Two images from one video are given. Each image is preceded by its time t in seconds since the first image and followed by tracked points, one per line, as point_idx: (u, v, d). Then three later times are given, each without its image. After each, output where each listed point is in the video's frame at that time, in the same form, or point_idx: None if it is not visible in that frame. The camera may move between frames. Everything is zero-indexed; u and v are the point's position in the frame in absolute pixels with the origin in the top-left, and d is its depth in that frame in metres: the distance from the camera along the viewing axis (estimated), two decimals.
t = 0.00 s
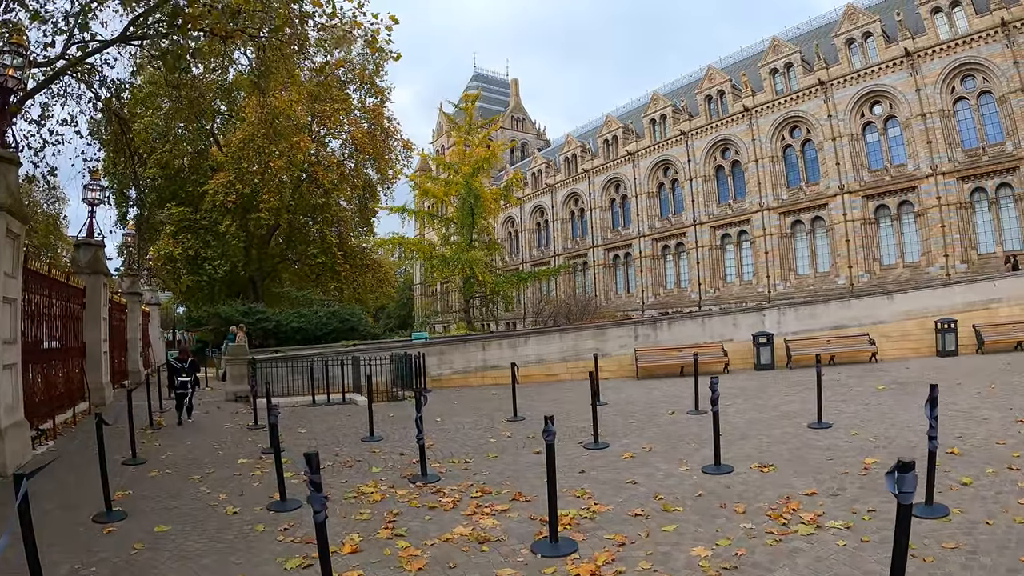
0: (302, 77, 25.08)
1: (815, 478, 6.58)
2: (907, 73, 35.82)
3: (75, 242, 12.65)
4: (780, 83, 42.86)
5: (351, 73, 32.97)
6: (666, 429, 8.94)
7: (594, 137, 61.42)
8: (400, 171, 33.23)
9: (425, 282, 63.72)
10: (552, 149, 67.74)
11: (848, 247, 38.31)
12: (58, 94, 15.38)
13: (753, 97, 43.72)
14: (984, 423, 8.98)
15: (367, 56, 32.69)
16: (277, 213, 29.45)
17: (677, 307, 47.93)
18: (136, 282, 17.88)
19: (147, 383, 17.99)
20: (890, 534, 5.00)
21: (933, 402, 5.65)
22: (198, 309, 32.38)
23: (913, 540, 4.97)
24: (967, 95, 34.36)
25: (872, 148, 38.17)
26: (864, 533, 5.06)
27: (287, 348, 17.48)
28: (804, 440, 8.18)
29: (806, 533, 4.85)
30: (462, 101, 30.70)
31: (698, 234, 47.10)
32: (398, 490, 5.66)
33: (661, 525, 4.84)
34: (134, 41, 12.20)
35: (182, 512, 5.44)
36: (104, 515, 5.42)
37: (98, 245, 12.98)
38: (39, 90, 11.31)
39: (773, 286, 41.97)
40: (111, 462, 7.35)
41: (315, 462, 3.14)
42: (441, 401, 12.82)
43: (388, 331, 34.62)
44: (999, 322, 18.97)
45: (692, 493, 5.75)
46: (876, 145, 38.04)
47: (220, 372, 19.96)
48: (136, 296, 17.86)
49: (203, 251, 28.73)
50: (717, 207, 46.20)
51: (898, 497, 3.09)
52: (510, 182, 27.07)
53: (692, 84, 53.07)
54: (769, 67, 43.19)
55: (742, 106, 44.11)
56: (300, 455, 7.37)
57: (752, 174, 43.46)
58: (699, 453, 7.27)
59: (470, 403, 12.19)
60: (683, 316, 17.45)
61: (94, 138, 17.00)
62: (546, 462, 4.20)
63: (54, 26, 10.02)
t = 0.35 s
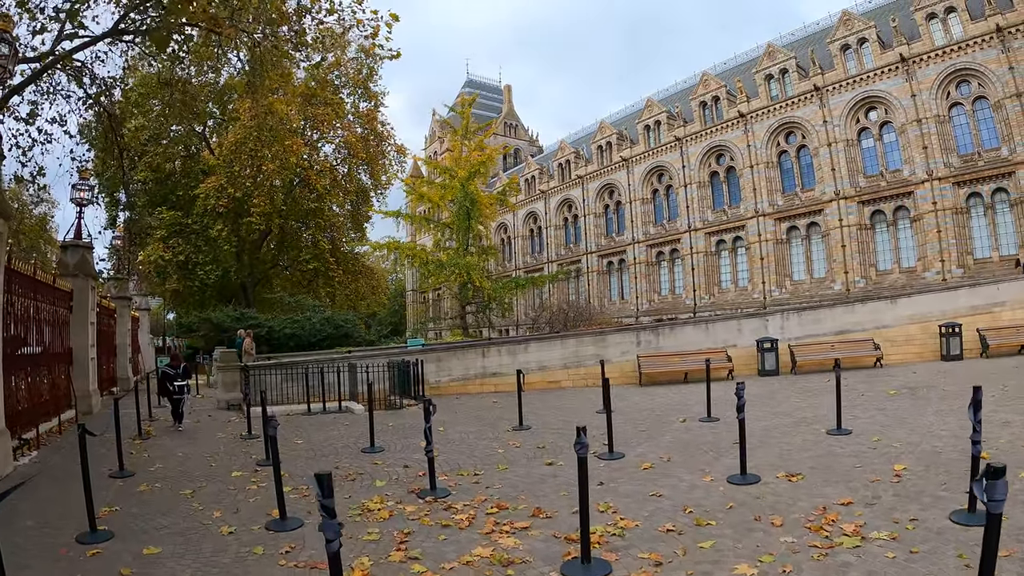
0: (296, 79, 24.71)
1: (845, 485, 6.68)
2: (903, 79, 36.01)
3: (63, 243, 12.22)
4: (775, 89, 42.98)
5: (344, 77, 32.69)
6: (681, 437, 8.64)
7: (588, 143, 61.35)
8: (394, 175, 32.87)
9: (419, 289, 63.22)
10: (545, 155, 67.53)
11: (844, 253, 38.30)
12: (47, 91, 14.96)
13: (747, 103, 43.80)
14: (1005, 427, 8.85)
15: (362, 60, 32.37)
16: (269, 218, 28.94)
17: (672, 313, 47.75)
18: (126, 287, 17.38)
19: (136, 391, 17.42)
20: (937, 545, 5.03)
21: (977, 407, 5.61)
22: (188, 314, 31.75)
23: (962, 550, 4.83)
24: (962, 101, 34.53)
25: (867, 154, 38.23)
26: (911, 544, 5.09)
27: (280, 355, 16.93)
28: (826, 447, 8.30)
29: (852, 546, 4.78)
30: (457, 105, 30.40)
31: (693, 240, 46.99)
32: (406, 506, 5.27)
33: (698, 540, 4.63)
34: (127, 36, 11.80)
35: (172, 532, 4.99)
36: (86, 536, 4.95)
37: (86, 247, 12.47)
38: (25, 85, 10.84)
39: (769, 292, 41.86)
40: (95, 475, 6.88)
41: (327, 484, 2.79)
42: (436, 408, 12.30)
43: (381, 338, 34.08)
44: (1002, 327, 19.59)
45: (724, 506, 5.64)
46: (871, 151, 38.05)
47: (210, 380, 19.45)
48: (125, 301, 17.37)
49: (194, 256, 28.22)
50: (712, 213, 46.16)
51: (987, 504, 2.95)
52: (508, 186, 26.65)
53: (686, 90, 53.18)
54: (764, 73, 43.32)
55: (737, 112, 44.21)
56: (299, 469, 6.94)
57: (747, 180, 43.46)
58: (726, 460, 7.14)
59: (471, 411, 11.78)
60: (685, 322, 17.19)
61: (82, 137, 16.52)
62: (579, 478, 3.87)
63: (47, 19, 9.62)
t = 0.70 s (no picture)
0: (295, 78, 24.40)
1: (883, 493, 6.48)
2: (904, 81, 35.88)
3: (56, 243, 11.80)
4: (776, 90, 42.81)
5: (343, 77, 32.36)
6: (701, 446, 8.36)
7: (587, 145, 61.11)
8: (393, 177, 32.53)
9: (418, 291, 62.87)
10: (545, 156, 67.21)
11: (846, 255, 38.08)
12: (43, 87, 14.63)
13: (748, 105, 43.65)
14: None
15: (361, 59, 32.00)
16: (267, 219, 28.57)
17: (672, 316, 47.46)
18: (121, 289, 17.02)
19: (133, 395, 17.01)
20: (992, 553, 4.76)
21: None
22: (184, 317, 31.31)
23: (1017, 556, 4.63)
24: (964, 102, 34.38)
25: (869, 155, 38.04)
26: (963, 553, 4.83)
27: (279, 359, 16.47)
28: (855, 455, 8.19)
29: (905, 558, 4.65)
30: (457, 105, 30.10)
31: (693, 243, 46.75)
32: (422, 522, 4.93)
33: (741, 555, 4.58)
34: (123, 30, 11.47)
35: (171, 552, 4.62)
36: (77, 555, 4.56)
37: (80, 247, 12.11)
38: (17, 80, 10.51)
39: (770, 294, 41.64)
40: (88, 486, 6.49)
41: (351, 509, 2.74)
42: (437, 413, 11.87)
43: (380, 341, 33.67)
44: (1013, 329, 19.64)
45: (762, 517, 5.55)
46: (873, 152, 37.89)
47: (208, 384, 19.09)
48: (121, 303, 17.07)
49: (191, 257, 27.77)
50: (713, 215, 45.94)
51: None
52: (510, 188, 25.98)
53: (686, 92, 53.03)
54: (764, 75, 43.19)
55: (738, 114, 44.04)
56: (307, 479, 6.55)
57: (748, 182, 43.26)
58: (754, 469, 7.06)
59: (478, 416, 11.42)
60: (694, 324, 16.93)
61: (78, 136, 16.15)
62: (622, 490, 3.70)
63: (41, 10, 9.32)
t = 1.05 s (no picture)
0: (295, 76, 24.03)
1: (924, 499, 6.46)
2: (907, 81, 35.63)
3: (49, 240, 11.19)
4: (778, 91, 42.60)
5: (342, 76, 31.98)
6: (723, 453, 8.17)
7: (587, 146, 60.84)
8: (393, 177, 32.11)
9: (416, 293, 62.37)
10: (545, 158, 66.88)
11: (849, 256, 37.80)
12: (37, 82, 14.23)
13: (750, 105, 43.44)
14: None
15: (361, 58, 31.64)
16: (265, 220, 28.13)
17: (673, 318, 47.10)
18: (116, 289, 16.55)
19: (129, 397, 16.59)
20: None
21: None
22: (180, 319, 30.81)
23: None
24: (967, 103, 34.11)
25: (872, 156, 37.87)
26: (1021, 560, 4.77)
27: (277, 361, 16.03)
28: (888, 458, 8.23)
29: (965, 567, 4.58)
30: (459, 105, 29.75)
31: (694, 244, 46.43)
32: (441, 538, 4.62)
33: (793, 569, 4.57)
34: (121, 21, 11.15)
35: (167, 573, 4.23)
36: None
37: (75, 245, 11.54)
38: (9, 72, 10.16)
39: (772, 296, 41.34)
40: (76, 497, 6.06)
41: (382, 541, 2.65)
42: (443, 416, 11.54)
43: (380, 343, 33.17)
44: None
45: (806, 526, 5.56)
46: (876, 153, 37.69)
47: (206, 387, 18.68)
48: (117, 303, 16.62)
49: (189, 258, 27.35)
50: (714, 216, 45.66)
51: None
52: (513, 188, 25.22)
53: (687, 93, 52.82)
54: (766, 75, 42.97)
55: (739, 115, 43.79)
56: (312, 490, 6.17)
57: (750, 183, 43.00)
58: (784, 475, 7.05)
59: (486, 420, 11.12)
60: (703, 326, 16.80)
61: (73, 132, 15.73)
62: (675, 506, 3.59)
63: None
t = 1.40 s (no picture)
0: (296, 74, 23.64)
1: (968, 503, 6.36)
2: (910, 82, 35.37)
3: (44, 239, 10.95)
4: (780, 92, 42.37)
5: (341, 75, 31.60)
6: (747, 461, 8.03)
7: (588, 147, 60.55)
8: (393, 178, 31.69)
9: (415, 295, 61.81)
10: (545, 159, 66.52)
11: (852, 257, 37.51)
12: (33, 77, 13.84)
13: (753, 106, 43.20)
14: None
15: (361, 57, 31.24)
16: (265, 220, 27.70)
17: (675, 320, 46.77)
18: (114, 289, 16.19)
19: (126, 401, 16.19)
20: None
21: None
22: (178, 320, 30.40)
23: None
24: (970, 104, 33.90)
25: (875, 157, 37.58)
26: None
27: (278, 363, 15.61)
28: (923, 461, 8.10)
29: None
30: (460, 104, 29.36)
31: (696, 246, 46.14)
32: (469, 556, 4.37)
33: None
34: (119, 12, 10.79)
35: None
36: None
37: (70, 243, 11.26)
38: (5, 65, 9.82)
39: (775, 298, 41.03)
40: (69, 509, 5.67)
41: None
42: (452, 420, 11.24)
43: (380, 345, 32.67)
44: None
45: (855, 534, 5.64)
46: (879, 154, 37.41)
47: (206, 390, 18.31)
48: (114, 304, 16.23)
49: (187, 260, 26.93)
50: (716, 218, 45.35)
51: None
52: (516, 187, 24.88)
53: (688, 93, 52.57)
54: (769, 76, 42.74)
55: (742, 115, 43.53)
56: (323, 500, 5.84)
57: (753, 184, 42.73)
58: (822, 483, 7.17)
59: (499, 424, 10.85)
60: (714, 328, 16.83)
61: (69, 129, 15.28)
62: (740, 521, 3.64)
63: None
